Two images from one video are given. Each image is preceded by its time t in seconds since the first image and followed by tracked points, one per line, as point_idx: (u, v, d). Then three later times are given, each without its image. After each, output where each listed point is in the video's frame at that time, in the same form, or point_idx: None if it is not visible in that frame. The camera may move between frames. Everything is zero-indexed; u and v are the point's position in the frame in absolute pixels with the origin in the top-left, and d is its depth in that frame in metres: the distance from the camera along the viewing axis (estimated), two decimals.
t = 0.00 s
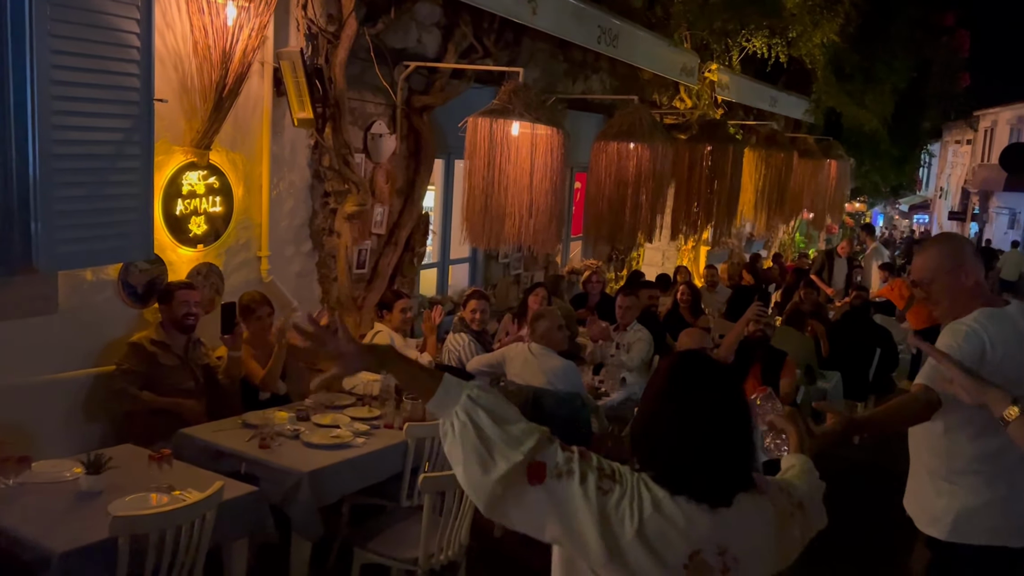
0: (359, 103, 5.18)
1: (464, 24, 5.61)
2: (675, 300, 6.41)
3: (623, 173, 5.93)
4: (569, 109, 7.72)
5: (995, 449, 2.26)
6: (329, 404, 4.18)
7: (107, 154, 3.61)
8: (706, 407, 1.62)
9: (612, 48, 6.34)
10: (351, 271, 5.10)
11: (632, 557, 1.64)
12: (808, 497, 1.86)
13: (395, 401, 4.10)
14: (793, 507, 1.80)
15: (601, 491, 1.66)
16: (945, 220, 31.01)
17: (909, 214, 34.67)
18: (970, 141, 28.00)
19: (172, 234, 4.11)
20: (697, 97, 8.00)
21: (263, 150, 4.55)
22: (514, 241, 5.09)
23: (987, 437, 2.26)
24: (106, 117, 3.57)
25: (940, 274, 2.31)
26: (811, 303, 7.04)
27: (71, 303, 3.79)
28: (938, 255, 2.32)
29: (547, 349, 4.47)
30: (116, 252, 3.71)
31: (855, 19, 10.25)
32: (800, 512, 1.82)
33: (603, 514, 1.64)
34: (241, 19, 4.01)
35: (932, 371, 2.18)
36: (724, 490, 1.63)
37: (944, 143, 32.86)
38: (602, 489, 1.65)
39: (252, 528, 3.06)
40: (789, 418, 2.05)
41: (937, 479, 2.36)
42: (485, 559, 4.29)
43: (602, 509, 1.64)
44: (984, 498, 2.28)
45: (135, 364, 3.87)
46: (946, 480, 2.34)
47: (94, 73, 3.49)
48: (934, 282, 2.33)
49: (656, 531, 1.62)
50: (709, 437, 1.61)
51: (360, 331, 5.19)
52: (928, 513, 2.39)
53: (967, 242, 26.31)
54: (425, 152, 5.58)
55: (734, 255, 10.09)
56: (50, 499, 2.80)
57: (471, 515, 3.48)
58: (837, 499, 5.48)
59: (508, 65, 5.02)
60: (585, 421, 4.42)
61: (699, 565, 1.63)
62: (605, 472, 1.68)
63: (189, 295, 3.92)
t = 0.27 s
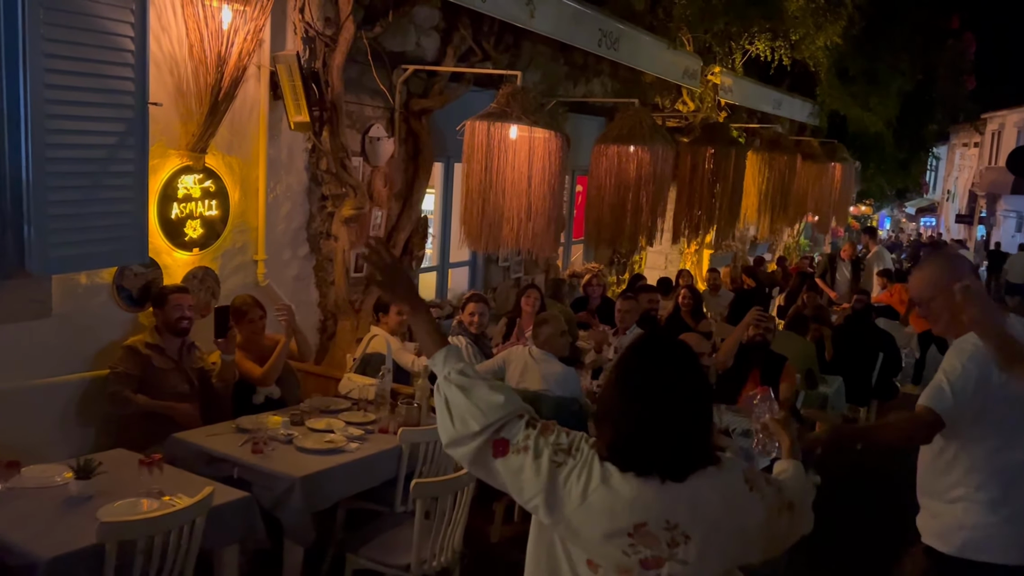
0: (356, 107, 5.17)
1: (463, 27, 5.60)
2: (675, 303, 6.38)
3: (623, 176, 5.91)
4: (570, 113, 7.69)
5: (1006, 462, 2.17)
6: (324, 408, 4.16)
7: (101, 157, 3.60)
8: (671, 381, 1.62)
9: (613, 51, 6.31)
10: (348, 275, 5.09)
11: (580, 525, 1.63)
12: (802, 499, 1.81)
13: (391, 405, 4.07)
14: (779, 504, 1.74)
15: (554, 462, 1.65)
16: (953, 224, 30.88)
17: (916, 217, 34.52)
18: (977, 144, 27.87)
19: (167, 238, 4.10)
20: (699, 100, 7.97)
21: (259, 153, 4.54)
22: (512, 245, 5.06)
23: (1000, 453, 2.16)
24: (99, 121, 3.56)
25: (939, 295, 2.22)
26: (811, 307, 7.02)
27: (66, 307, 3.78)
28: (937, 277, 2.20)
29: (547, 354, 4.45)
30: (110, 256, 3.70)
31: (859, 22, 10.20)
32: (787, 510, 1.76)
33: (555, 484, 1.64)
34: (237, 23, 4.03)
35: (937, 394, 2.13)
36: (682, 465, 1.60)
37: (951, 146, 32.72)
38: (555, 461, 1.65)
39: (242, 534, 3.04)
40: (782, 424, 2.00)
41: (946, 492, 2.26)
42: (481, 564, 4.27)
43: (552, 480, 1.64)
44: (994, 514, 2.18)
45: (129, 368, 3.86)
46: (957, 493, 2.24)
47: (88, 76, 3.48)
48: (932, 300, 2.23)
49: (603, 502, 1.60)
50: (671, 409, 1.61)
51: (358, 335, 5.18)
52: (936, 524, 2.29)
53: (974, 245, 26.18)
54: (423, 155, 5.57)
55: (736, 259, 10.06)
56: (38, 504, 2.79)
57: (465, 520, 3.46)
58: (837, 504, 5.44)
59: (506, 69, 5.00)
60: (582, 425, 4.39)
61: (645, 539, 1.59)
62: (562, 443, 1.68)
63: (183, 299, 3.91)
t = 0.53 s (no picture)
0: (355, 110, 5.16)
1: (462, 30, 5.58)
2: (676, 306, 6.35)
3: (622, 178, 5.88)
4: (570, 115, 7.67)
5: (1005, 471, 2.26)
6: (320, 412, 4.14)
7: (97, 160, 3.59)
8: (656, 378, 1.86)
9: (613, 54, 6.29)
10: (347, 278, 5.07)
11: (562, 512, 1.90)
12: (785, 528, 1.95)
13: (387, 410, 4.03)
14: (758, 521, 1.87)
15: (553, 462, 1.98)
16: (957, 226, 30.77)
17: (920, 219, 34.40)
18: (982, 146, 27.77)
19: (164, 241, 4.09)
20: (701, 103, 7.96)
21: (257, 156, 4.54)
22: (511, 248, 5.04)
23: (992, 458, 2.26)
24: (95, 124, 3.55)
25: (931, 293, 2.30)
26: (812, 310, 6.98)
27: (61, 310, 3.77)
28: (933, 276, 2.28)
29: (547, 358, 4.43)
30: (106, 259, 3.69)
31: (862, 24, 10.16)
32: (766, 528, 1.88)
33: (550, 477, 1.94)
34: (234, 25, 4.03)
35: (951, 404, 2.13)
36: (645, 452, 1.80)
37: (956, 149, 32.62)
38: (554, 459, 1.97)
39: (236, 538, 3.02)
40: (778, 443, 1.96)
41: (939, 494, 2.35)
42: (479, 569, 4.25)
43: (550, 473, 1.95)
44: (985, 518, 2.27)
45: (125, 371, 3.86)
46: (950, 496, 2.32)
47: (83, 79, 3.48)
48: (929, 299, 2.31)
49: (578, 489, 1.86)
50: (655, 404, 1.85)
51: (356, 339, 5.16)
52: (928, 526, 2.37)
53: (978, 248, 26.07)
54: (423, 158, 5.56)
55: (738, 262, 10.02)
56: (30, 508, 2.78)
57: (462, 525, 3.44)
58: (838, 509, 5.41)
59: (505, 72, 4.99)
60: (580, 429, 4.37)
61: (614, 521, 1.81)
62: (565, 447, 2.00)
63: (180, 303, 3.90)
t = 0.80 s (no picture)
0: (355, 112, 5.15)
1: (463, 32, 5.57)
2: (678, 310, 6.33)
3: (624, 181, 5.86)
4: (572, 118, 7.66)
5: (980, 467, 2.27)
6: (320, 416, 4.13)
7: (96, 163, 3.59)
8: (676, 377, 1.95)
9: (615, 56, 6.28)
10: (347, 281, 5.06)
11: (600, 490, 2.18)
12: (788, 565, 1.87)
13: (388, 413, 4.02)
14: (754, 539, 1.81)
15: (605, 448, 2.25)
16: (961, 229, 30.69)
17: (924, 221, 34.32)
18: (985, 148, 27.69)
19: (164, 244, 4.09)
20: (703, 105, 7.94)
21: (257, 159, 4.53)
22: (512, 251, 5.02)
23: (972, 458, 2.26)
24: (94, 127, 3.55)
25: (919, 288, 2.28)
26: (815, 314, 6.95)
27: (61, 314, 3.77)
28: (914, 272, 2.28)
29: (548, 361, 4.40)
30: (105, 263, 3.68)
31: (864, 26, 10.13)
32: (765, 549, 1.82)
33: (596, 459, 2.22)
34: (234, 28, 4.02)
35: (968, 415, 2.07)
36: (659, 443, 1.93)
37: (959, 151, 32.55)
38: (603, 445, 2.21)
39: (234, 543, 3.01)
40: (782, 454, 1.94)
41: (919, 503, 2.33)
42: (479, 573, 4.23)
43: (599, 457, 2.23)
44: (964, 522, 2.28)
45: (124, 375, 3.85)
46: (932, 501, 2.30)
47: (82, 82, 3.47)
48: (912, 295, 2.30)
49: (603, 473, 2.11)
50: (678, 394, 1.94)
51: (357, 342, 5.15)
52: (910, 537, 2.34)
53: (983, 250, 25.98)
54: (423, 160, 5.55)
55: (741, 264, 9.99)
56: (28, 513, 2.77)
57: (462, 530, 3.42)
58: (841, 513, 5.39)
59: (505, 74, 4.97)
60: (582, 432, 4.34)
61: (622, 504, 2.03)
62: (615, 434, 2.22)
63: (179, 307, 3.89)
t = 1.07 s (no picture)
0: (358, 115, 5.13)
1: (465, 35, 5.56)
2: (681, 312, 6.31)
3: (626, 183, 5.84)
4: (575, 120, 7.64)
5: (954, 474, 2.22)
6: (322, 420, 4.12)
7: (97, 166, 3.57)
8: (705, 390, 1.91)
9: (617, 58, 6.26)
10: (349, 284, 5.05)
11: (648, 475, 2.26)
12: None
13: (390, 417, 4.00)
14: (698, 563, 1.81)
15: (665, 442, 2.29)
16: (964, 230, 30.63)
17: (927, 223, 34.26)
18: (988, 150, 27.64)
19: (165, 247, 4.07)
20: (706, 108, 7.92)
21: (258, 162, 4.51)
22: (514, 254, 5.00)
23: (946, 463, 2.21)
24: (95, 130, 3.53)
25: (899, 291, 2.20)
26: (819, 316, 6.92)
27: (61, 317, 3.75)
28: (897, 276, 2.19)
29: (550, 362, 4.37)
30: (105, 266, 3.66)
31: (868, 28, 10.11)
32: None
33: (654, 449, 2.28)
34: (235, 31, 4.00)
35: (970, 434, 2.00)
36: (685, 453, 1.89)
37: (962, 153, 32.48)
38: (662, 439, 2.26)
39: (234, 548, 2.99)
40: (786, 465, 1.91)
41: (912, 514, 2.24)
42: None
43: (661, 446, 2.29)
44: (948, 528, 2.25)
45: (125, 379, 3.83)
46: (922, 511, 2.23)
47: (83, 85, 3.46)
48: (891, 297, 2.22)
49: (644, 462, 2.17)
50: (706, 407, 1.90)
51: (359, 345, 5.13)
52: (899, 548, 2.25)
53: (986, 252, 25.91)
54: (426, 163, 5.53)
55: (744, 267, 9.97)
56: (26, 519, 2.75)
57: (464, 535, 3.39)
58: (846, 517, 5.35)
59: (508, 76, 4.96)
60: (585, 435, 4.32)
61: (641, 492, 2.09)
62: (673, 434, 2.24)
63: (180, 310, 3.87)
